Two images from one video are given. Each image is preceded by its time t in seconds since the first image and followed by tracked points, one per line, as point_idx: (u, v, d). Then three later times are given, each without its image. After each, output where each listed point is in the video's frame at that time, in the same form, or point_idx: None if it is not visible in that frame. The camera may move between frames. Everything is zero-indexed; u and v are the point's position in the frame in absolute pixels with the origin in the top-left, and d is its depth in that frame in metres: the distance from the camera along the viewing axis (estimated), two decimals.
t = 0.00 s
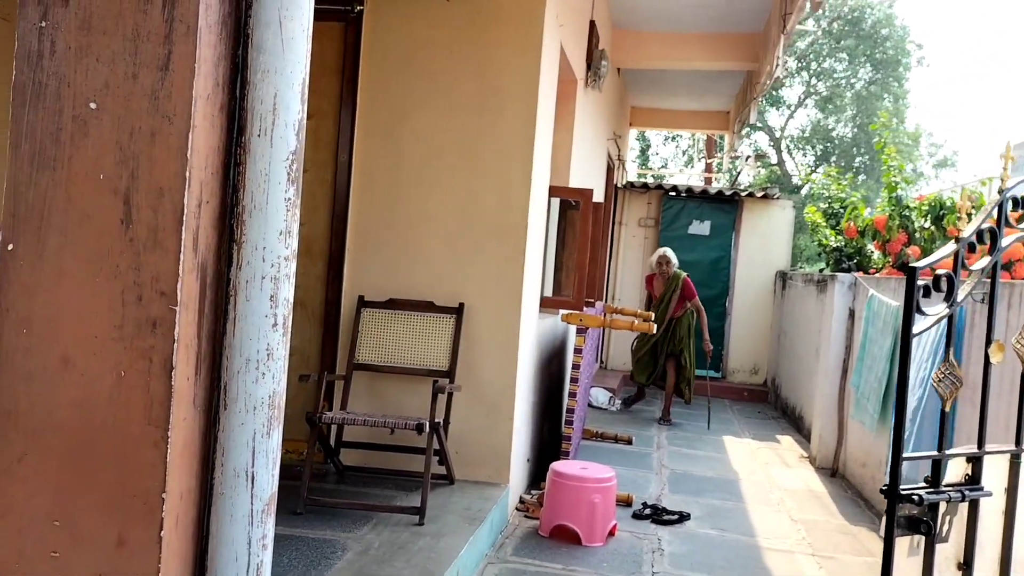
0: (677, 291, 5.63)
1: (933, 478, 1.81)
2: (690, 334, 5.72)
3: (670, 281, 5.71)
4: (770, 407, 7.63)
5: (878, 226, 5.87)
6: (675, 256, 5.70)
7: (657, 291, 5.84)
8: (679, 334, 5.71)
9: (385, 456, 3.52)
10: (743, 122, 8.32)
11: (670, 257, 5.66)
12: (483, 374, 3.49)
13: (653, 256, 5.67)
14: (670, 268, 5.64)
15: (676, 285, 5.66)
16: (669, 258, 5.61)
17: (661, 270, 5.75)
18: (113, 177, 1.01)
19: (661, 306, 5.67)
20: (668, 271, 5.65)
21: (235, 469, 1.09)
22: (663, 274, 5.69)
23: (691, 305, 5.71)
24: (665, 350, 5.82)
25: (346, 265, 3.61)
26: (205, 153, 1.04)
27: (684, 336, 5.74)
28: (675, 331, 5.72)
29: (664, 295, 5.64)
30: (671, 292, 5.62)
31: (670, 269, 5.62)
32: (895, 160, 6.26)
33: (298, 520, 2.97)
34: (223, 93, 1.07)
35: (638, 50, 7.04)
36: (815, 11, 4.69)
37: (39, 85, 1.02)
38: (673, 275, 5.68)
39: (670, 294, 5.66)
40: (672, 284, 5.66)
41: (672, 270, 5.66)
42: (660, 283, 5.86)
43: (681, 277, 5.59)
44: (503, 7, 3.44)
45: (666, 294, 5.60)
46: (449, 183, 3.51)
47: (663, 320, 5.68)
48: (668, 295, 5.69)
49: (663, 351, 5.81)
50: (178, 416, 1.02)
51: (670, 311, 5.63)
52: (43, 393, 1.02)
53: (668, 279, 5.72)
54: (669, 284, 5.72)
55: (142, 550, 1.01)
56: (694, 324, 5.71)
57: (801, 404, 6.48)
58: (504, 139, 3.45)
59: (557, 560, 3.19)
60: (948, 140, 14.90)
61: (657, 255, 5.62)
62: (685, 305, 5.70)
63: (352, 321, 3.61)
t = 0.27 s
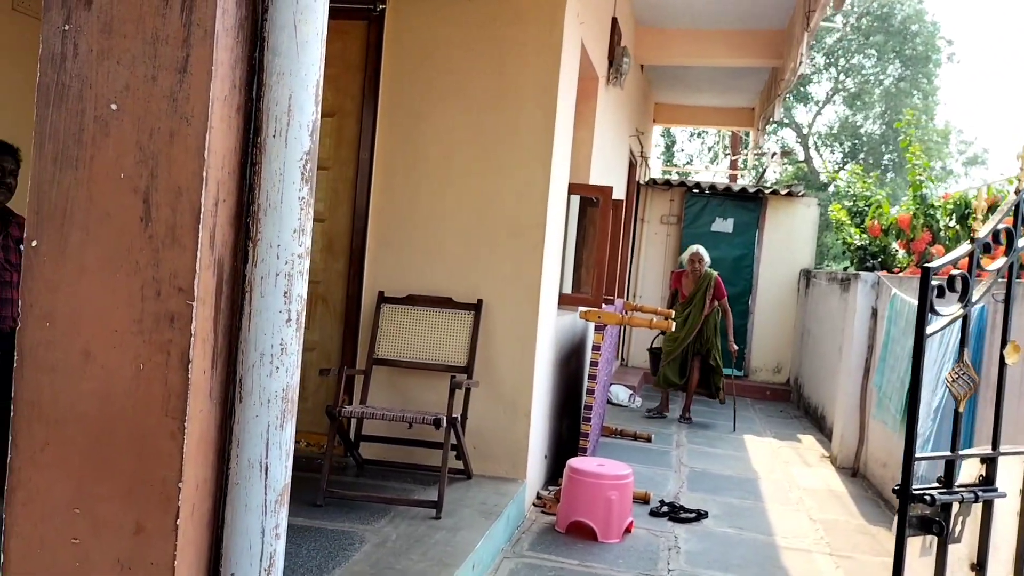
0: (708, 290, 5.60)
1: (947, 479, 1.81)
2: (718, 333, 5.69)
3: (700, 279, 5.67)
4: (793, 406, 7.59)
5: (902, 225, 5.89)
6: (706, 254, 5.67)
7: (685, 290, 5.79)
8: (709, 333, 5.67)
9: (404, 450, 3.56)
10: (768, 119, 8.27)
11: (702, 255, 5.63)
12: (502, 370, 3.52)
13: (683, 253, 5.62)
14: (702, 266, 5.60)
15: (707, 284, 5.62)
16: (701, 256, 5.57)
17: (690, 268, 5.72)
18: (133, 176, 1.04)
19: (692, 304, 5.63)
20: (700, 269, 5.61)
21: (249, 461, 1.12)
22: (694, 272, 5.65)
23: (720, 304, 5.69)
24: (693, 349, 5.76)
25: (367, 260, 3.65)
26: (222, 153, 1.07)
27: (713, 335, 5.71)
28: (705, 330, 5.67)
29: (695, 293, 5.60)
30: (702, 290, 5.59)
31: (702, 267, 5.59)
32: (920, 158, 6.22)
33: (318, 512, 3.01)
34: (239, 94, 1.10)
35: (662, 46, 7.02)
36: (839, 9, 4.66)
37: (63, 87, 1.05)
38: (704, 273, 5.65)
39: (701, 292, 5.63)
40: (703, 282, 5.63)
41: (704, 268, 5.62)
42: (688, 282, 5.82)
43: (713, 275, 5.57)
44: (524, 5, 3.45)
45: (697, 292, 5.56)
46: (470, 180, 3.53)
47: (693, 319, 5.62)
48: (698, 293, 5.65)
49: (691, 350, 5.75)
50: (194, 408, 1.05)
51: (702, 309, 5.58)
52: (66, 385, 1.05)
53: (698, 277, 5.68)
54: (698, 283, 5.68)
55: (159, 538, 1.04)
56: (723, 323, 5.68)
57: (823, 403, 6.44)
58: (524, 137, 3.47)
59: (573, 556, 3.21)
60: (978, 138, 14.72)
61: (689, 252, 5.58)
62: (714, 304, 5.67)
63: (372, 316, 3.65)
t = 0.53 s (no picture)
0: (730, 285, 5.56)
1: (965, 478, 1.79)
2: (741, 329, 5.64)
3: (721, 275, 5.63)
4: (810, 403, 7.55)
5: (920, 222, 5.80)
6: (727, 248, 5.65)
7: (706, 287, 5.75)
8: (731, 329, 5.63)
9: (418, 446, 3.56)
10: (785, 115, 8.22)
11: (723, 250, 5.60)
12: (517, 366, 3.52)
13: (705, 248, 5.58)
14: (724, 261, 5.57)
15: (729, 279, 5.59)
16: (724, 250, 5.54)
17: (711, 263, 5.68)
18: (147, 171, 1.05)
19: (715, 300, 5.58)
20: (721, 265, 5.58)
21: (263, 455, 1.12)
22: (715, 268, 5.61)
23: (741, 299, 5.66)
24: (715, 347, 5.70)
25: (382, 256, 3.65)
26: (235, 149, 1.07)
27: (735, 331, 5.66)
28: (728, 326, 5.62)
29: (718, 288, 5.56)
30: (725, 285, 5.55)
31: (725, 261, 5.56)
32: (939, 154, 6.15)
33: (333, 506, 3.02)
34: (252, 90, 1.10)
35: (679, 42, 6.99)
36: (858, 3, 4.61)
37: (77, 82, 1.06)
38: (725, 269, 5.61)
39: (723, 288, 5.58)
40: (724, 277, 5.59)
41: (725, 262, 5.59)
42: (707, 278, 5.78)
43: (736, 270, 5.54)
44: None
45: (720, 288, 5.51)
46: (485, 176, 3.53)
47: (717, 315, 5.57)
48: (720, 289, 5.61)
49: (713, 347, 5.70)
50: (208, 403, 1.05)
51: (726, 305, 5.53)
52: (81, 379, 1.06)
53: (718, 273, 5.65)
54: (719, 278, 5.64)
55: (174, 532, 1.05)
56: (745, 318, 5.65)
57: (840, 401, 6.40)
58: (540, 133, 3.46)
59: (588, 553, 3.20)
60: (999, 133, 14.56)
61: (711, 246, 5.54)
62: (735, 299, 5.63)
63: (387, 312, 3.66)
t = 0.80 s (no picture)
0: (729, 284, 5.59)
1: (963, 478, 1.79)
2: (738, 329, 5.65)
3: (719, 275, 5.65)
4: (804, 403, 7.56)
5: (916, 222, 5.86)
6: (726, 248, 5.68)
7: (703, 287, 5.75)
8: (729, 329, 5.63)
9: (415, 447, 3.56)
10: (780, 116, 8.23)
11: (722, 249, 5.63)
12: (513, 367, 3.51)
13: (704, 246, 5.60)
14: (723, 261, 5.59)
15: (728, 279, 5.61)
16: (724, 249, 5.57)
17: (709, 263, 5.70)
18: (145, 172, 1.04)
19: (713, 298, 5.58)
20: (720, 264, 5.60)
21: (262, 457, 1.12)
22: (713, 267, 5.63)
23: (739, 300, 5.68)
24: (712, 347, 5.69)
25: (378, 257, 3.65)
26: (234, 149, 1.06)
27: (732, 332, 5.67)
28: (725, 326, 5.62)
29: (716, 287, 5.57)
30: (724, 284, 5.56)
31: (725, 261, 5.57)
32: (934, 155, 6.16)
33: (329, 508, 3.01)
34: (251, 90, 1.09)
35: (674, 43, 7.00)
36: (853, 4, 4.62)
37: (75, 83, 1.05)
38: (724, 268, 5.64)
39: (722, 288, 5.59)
40: (722, 276, 5.61)
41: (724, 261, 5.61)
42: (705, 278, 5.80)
43: (735, 269, 5.57)
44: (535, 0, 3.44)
45: (719, 286, 5.53)
46: (482, 177, 3.53)
47: (715, 314, 5.58)
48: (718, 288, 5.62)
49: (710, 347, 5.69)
50: (207, 405, 1.05)
51: (724, 304, 5.54)
52: (79, 381, 1.05)
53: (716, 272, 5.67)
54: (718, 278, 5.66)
55: (173, 535, 1.04)
56: (742, 319, 5.67)
57: (835, 401, 6.41)
58: (537, 134, 3.46)
59: (585, 553, 3.20)
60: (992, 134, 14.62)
61: (711, 245, 5.57)
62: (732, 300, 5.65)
63: (383, 313, 3.65)
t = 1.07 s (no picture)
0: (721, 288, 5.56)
1: (946, 479, 1.80)
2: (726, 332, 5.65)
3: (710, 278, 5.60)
4: (784, 405, 7.61)
5: (893, 224, 5.90)
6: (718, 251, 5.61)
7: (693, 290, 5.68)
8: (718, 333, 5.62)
9: (397, 451, 3.54)
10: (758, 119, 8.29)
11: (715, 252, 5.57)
12: (496, 370, 3.50)
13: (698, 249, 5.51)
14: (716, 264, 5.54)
15: (720, 282, 5.57)
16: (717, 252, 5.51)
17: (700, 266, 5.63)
18: (126, 173, 1.02)
19: (705, 303, 5.54)
20: (713, 268, 5.54)
21: (246, 464, 1.10)
22: (706, 270, 5.57)
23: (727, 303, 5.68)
24: (700, 350, 5.67)
25: (360, 261, 3.63)
26: (217, 151, 1.05)
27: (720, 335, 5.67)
28: (716, 330, 5.61)
29: (709, 291, 5.52)
30: (716, 288, 5.52)
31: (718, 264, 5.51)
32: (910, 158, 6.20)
33: (311, 514, 2.99)
34: (235, 91, 1.08)
35: (653, 46, 7.02)
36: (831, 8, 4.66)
37: (54, 83, 1.03)
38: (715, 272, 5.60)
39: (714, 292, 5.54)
40: (714, 280, 5.57)
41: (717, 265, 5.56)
42: (694, 281, 5.73)
43: (728, 274, 5.54)
44: (516, 3, 3.44)
45: (712, 290, 5.48)
46: (464, 180, 3.51)
47: (707, 318, 5.54)
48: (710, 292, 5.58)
49: (699, 351, 5.67)
50: (190, 412, 1.03)
51: (717, 309, 5.51)
52: (59, 387, 1.03)
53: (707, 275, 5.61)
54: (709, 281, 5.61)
55: (155, 544, 1.02)
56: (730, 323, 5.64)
57: (814, 402, 6.45)
58: (520, 137, 3.45)
59: (569, 557, 3.19)
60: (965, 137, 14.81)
61: (705, 248, 5.49)
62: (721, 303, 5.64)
63: (365, 317, 3.64)
